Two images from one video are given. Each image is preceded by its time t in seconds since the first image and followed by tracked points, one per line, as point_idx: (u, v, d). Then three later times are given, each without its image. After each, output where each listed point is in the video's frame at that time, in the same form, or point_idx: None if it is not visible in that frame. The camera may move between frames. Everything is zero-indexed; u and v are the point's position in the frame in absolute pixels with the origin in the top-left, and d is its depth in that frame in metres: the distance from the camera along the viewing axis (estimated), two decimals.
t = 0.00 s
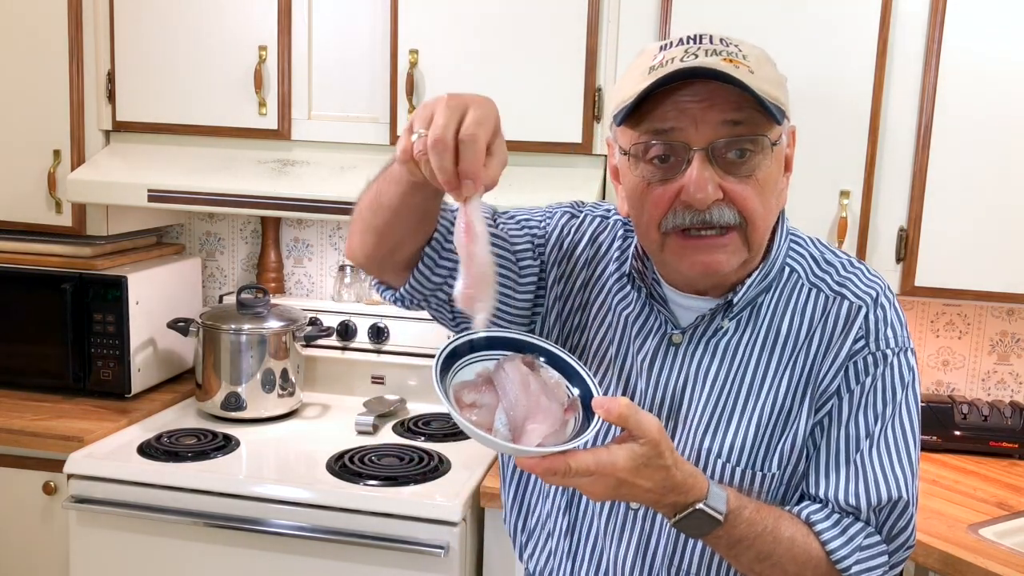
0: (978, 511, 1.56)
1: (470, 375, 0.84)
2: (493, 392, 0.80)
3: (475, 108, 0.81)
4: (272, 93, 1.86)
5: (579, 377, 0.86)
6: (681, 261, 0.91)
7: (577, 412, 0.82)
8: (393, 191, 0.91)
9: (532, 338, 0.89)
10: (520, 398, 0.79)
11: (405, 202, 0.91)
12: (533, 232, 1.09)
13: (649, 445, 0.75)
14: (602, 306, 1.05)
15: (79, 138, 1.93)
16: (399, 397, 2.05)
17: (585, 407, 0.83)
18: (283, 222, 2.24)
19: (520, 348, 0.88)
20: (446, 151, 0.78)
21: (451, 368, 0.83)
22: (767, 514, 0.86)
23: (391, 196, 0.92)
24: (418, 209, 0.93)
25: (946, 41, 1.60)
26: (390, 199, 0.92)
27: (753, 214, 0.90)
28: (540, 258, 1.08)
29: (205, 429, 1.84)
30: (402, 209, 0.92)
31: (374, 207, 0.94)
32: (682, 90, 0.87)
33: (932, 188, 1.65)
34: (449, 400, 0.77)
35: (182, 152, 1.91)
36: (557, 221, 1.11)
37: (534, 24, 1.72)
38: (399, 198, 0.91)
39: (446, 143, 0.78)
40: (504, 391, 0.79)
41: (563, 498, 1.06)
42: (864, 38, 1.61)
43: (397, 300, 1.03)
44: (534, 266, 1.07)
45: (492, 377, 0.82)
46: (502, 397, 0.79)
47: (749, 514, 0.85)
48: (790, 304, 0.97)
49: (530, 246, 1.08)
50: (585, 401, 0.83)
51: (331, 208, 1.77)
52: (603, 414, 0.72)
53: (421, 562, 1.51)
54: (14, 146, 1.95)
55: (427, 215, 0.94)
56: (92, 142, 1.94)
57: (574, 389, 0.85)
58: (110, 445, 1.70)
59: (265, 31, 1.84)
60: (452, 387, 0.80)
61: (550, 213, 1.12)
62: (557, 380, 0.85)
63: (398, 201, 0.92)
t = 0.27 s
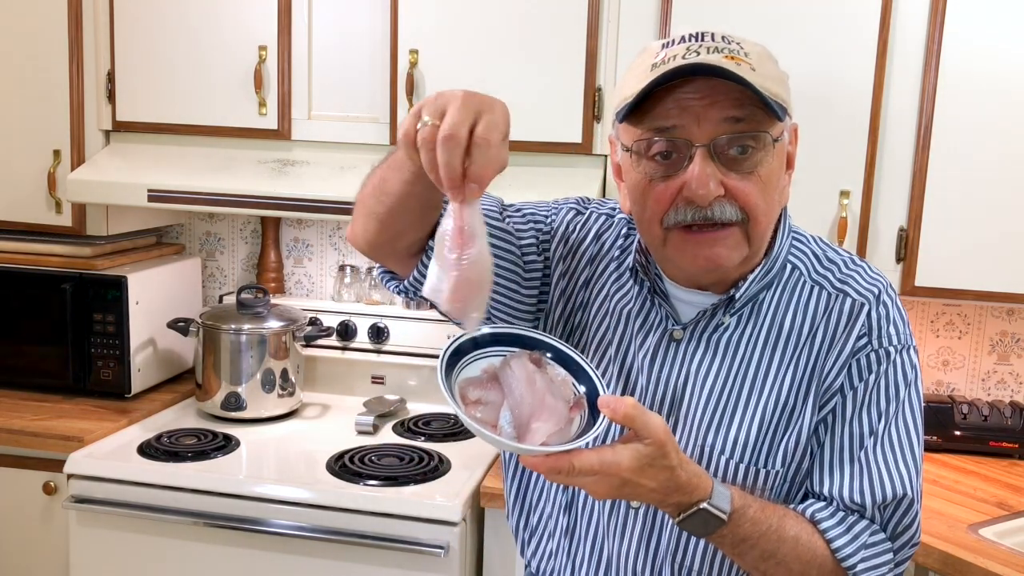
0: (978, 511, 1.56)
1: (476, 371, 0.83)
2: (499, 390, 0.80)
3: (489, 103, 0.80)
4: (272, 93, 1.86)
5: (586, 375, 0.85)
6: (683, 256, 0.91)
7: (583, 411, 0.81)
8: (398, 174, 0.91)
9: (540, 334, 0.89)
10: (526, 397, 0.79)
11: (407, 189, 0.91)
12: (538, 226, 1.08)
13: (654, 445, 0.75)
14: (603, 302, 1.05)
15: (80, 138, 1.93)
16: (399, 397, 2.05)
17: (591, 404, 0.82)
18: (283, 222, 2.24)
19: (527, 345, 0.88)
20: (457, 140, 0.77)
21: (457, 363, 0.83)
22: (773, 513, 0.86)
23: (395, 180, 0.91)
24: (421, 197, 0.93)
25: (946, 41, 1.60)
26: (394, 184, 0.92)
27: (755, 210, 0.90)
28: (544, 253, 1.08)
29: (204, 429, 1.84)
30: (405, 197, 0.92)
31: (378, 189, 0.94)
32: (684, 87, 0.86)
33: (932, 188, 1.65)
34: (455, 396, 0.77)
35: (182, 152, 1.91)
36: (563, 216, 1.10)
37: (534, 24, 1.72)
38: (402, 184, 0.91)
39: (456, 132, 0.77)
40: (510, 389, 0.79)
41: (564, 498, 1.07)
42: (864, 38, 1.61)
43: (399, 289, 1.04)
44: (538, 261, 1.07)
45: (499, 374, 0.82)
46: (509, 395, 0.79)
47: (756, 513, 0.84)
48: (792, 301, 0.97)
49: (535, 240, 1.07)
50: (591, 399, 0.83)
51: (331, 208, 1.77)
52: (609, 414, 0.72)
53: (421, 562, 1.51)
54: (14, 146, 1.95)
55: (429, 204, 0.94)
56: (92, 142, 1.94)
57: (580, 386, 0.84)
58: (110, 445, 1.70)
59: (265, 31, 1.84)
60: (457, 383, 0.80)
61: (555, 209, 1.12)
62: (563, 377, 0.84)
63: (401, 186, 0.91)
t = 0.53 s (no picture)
0: (978, 511, 1.57)
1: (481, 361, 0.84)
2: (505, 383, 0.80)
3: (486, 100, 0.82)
4: (272, 93, 1.86)
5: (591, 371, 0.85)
6: (681, 253, 0.91)
7: (587, 406, 0.81)
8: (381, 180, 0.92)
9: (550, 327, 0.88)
10: (531, 391, 0.79)
11: (391, 193, 0.92)
12: (536, 228, 1.08)
13: (657, 443, 0.75)
14: (603, 303, 1.05)
15: (80, 138, 1.93)
16: (399, 397, 2.05)
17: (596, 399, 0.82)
18: (283, 222, 2.24)
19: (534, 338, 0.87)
20: (494, 118, 0.77)
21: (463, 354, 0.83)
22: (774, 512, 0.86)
23: (378, 186, 0.92)
24: (407, 200, 0.93)
25: (946, 41, 1.60)
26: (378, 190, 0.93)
27: (753, 207, 0.90)
28: (541, 254, 1.08)
29: (204, 429, 1.84)
30: (388, 201, 0.92)
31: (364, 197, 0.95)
32: (683, 84, 0.87)
33: (932, 188, 1.65)
34: (460, 389, 0.77)
35: (182, 152, 1.91)
36: (560, 218, 1.10)
37: (535, 24, 1.72)
38: (385, 188, 0.92)
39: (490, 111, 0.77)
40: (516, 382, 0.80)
41: (563, 499, 1.07)
42: (864, 38, 1.61)
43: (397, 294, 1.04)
44: (536, 263, 1.08)
45: (504, 366, 0.82)
46: (514, 388, 0.79)
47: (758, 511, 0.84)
48: (792, 300, 0.97)
49: (532, 242, 1.08)
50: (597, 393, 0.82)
51: (331, 208, 1.77)
52: (615, 411, 0.71)
53: (421, 562, 1.51)
54: (14, 146, 1.95)
55: (417, 207, 0.94)
56: (92, 142, 1.94)
57: (586, 381, 0.84)
58: (110, 445, 1.70)
59: (265, 31, 1.84)
60: (463, 375, 0.80)
61: (554, 210, 1.12)
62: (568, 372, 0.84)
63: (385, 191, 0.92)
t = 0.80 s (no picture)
0: (978, 511, 1.56)
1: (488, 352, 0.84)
2: (512, 372, 0.80)
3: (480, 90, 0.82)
4: (272, 93, 1.86)
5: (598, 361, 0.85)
6: (682, 233, 0.90)
7: (593, 396, 0.81)
8: (378, 180, 0.92)
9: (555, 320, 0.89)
10: (538, 380, 0.79)
11: (388, 191, 0.92)
12: (537, 229, 1.10)
13: (663, 435, 0.75)
14: (604, 302, 1.05)
15: (80, 138, 1.93)
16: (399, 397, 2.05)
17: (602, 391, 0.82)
18: (283, 222, 2.24)
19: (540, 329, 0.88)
20: (476, 112, 0.76)
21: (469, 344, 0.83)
22: (777, 505, 0.85)
23: (376, 185, 0.92)
24: (405, 198, 0.93)
25: (946, 41, 1.60)
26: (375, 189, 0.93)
27: (753, 186, 0.89)
28: (542, 255, 1.09)
29: (204, 429, 1.84)
30: (386, 199, 0.92)
31: (362, 198, 0.95)
32: (680, 65, 0.89)
33: (932, 188, 1.65)
34: (467, 376, 0.77)
35: (182, 152, 1.91)
36: (561, 219, 1.11)
37: (535, 24, 1.72)
38: (383, 187, 0.92)
39: (473, 105, 0.76)
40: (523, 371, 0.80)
41: (562, 498, 1.06)
42: (864, 38, 1.61)
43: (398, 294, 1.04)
44: (536, 264, 1.08)
45: (511, 356, 0.82)
46: (521, 377, 0.79)
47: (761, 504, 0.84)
48: (793, 295, 0.97)
49: (532, 243, 1.09)
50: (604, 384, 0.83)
51: (330, 208, 1.77)
52: (621, 402, 0.71)
53: (421, 563, 1.51)
54: (14, 146, 1.95)
55: (415, 204, 0.94)
56: (92, 142, 1.94)
57: (592, 372, 0.84)
58: (110, 445, 1.70)
59: (265, 31, 1.84)
60: (469, 364, 0.80)
61: (555, 212, 1.12)
62: (574, 363, 0.84)
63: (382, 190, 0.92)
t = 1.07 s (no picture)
0: (978, 511, 1.56)
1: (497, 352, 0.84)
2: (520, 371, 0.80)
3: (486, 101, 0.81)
4: (272, 93, 1.86)
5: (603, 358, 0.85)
6: (680, 227, 0.90)
7: (602, 393, 0.81)
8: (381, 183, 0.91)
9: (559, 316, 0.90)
10: (545, 377, 0.79)
11: (392, 194, 0.91)
12: (537, 232, 1.10)
13: (672, 431, 0.75)
14: (604, 303, 1.05)
15: (80, 138, 1.93)
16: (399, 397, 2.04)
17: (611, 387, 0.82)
18: (283, 222, 2.24)
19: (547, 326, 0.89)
20: (473, 133, 0.76)
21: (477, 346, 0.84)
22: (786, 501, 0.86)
23: (379, 188, 0.92)
24: (408, 200, 0.93)
25: (946, 41, 1.60)
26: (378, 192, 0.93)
27: (752, 180, 0.90)
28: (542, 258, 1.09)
29: (204, 429, 1.84)
30: (390, 201, 0.92)
31: (365, 201, 0.95)
32: (679, 60, 0.90)
33: (932, 188, 1.65)
34: (474, 375, 0.78)
35: (182, 152, 1.91)
36: (561, 222, 1.11)
37: (535, 24, 1.72)
38: (386, 190, 0.91)
39: (473, 127, 0.76)
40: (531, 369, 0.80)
41: (562, 502, 1.06)
42: (864, 38, 1.61)
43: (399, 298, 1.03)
44: (536, 266, 1.09)
45: (519, 356, 0.82)
46: (528, 375, 0.80)
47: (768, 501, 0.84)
48: (795, 293, 0.97)
49: (532, 245, 1.09)
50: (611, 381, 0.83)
51: (331, 208, 1.77)
52: (630, 397, 0.72)
53: (421, 562, 1.51)
54: (14, 146, 1.95)
55: (418, 205, 0.94)
56: (92, 142, 1.94)
57: (601, 368, 0.84)
58: (110, 445, 1.70)
59: (265, 31, 1.84)
60: (477, 364, 0.81)
61: (553, 216, 1.13)
62: (582, 360, 0.85)
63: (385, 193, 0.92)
